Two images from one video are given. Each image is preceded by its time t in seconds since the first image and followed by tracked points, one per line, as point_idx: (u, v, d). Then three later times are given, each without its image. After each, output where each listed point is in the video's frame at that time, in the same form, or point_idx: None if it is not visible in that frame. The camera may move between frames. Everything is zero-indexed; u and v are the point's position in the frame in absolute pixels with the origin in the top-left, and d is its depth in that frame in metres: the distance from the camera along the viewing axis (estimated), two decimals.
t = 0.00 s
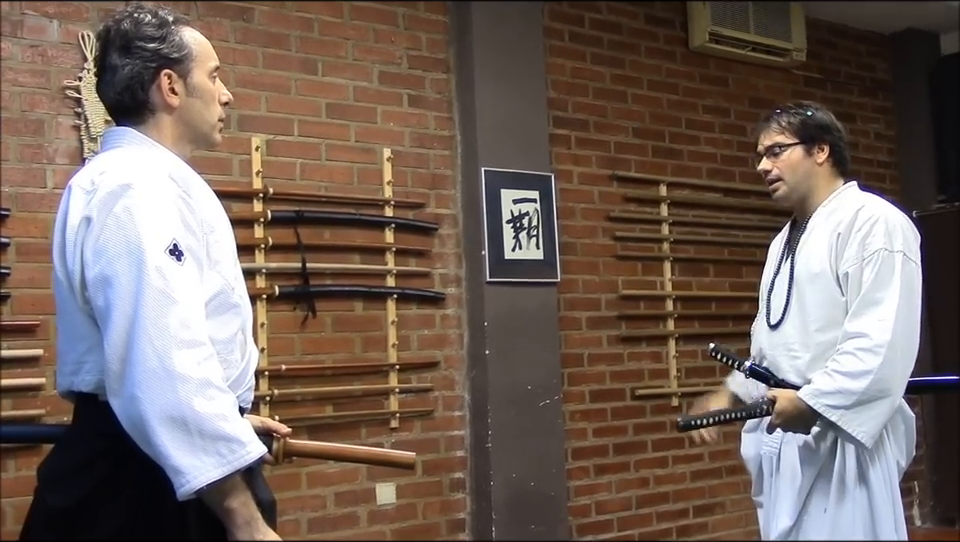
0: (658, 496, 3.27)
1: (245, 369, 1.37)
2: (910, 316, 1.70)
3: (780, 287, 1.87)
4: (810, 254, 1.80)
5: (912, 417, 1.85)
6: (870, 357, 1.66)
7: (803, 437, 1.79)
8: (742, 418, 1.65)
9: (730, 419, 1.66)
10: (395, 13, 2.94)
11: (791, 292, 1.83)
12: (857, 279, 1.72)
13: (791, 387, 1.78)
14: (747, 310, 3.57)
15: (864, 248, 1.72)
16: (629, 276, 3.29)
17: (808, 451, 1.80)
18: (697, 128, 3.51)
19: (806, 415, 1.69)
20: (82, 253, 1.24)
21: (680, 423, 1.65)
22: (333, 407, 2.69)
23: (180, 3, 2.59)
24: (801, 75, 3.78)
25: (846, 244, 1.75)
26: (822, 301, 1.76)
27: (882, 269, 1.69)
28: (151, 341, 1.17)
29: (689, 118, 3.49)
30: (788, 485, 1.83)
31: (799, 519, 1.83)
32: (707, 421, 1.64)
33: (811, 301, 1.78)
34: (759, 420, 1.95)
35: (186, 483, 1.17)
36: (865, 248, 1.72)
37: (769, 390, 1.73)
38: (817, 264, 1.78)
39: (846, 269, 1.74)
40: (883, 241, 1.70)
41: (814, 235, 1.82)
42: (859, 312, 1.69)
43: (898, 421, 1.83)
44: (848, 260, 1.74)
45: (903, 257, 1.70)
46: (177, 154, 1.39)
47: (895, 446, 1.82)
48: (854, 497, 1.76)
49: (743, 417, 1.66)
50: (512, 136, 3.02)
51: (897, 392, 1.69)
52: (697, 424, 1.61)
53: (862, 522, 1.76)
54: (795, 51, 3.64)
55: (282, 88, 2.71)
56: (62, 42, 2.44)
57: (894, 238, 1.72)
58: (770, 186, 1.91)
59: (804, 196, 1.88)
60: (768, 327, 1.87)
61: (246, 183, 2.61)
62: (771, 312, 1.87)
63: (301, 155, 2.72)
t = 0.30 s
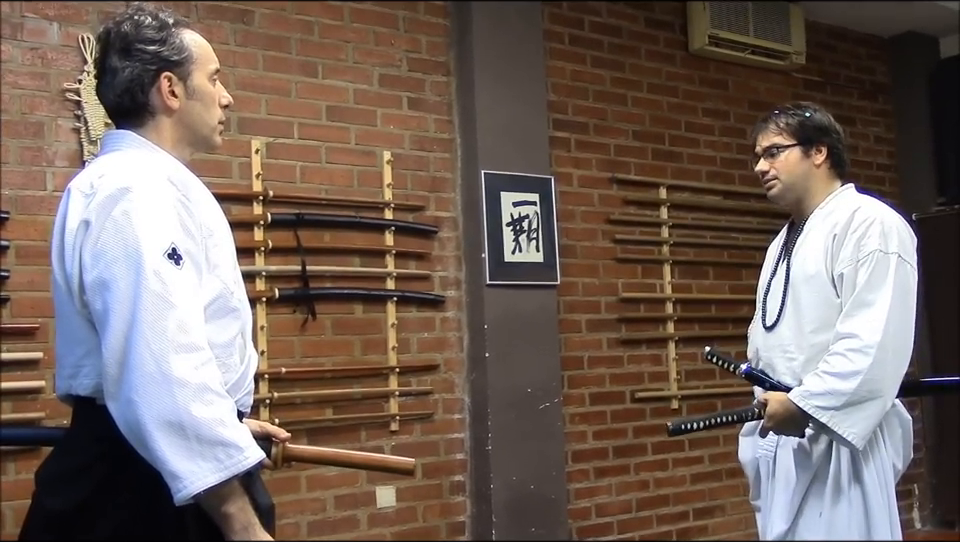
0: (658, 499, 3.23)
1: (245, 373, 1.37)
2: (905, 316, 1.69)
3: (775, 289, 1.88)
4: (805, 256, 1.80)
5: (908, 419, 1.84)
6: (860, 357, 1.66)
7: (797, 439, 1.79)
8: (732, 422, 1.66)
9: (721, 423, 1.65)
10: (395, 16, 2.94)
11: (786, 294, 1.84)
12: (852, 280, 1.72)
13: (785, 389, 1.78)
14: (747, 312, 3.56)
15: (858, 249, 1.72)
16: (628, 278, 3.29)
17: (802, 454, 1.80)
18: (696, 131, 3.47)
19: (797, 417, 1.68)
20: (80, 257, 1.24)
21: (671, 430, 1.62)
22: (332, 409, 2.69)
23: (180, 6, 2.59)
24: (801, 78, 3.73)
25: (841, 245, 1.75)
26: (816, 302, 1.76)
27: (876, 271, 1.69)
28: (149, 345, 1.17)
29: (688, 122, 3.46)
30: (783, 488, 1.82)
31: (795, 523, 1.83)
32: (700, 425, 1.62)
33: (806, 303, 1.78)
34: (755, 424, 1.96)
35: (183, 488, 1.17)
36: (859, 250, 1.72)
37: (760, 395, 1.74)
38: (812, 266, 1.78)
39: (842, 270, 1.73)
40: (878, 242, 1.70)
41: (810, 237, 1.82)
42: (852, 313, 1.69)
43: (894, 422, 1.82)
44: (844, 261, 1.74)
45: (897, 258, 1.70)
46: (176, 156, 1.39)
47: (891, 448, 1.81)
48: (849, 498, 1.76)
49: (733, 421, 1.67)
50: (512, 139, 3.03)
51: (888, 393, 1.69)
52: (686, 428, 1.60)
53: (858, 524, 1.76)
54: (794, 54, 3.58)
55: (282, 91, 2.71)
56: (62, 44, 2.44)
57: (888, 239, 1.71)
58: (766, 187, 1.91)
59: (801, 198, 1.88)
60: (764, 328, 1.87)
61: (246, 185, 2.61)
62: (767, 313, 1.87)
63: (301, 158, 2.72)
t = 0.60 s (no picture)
0: (660, 500, 3.27)
1: (246, 373, 1.36)
2: (905, 318, 1.69)
3: (776, 290, 1.87)
4: (806, 257, 1.80)
5: (908, 421, 1.84)
6: (861, 359, 1.65)
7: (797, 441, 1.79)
8: (733, 424, 1.64)
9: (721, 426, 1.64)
10: (396, 17, 2.94)
11: (787, 295, 1.83)
12: (852, 282, 1.71)
13: (786, 391, 1.78)
14: (748, 314, 3.56)
15: (859, 251, 1.72)
16: (630, 280, 3.29)
17: (802, 456, 1.80)
18: (699, 132, 3.51)
19: (796, 419, 1.68)
20: (82, 257, 1.24)
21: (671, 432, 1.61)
22: (333, 411, 2.69)
23: (181, 7, 2.59)
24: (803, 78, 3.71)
25: (841, 247, 1.75)
26: (817, 304, 1.76)
27: (876, 273, 1.69)
28: (152, 346, 1.17)
29: (690, 122, 3.49)
30: (783, 491, 1.82)
31: (795, 525, 1.83)
32: (698, 428, 1.62)
33: (807, 305, 1.78)
34: (755, 427, 1.95)
35: (187, 489, 1.17)
36: (860, 252, 1.72)
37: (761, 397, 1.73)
38: (813, 268, 1.78)
39: (842, 272, 1.73)
40: (878, 244, 1.70)
41: (810, 238, 1.82)
42: (852, 315, 1.69)
43: (894, 424, 1.82)
44: (844, 264, 1.73)
45: (898, 260, 1.70)
46: (177, 156, 1.39)
47: (891, 451, 1.81)
48: (850, 502, 1.76)
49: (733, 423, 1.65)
50: (513, 141, 3.03)
51: (889, 396, 1.68)
52: (685, 431, 1.59)
53: (858, 527, 1.75)
54: (797, 56, 3.62)
55: (283, 92, 2.71)
56: (64, 46, 2.44)
57: (889, 241, 1.71)
58: (768, 188, 1.91)
59: (801, 198, 1.88)
60: (764, 330, 1.87)
61: (247, 187, 2.61)
62: (767, 315, 1.87)
63: (302, 159, 2.71)
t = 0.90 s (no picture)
0: (658, 501, 3.27)
1: (242, 372, 1.36)
2: (907, 321, 1.69)
3: (775, 292, 1.87)
4: (807, 259, 1.80)
5: (907, 424, 1.84)
6: (863, 361, 1.65)
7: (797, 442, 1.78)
8: (733, 424, 1.64)
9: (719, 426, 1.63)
10: (396, 17, 2.94)
11: (787, 297, 1.83)
12: (854, 284, 1.71)
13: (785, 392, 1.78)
14: (747, 315, 3.56)
15: (861, 253, 1.71)
16: (629, 280, 3.29)
17: (802, 457, 1.80)
18: (698, 133, 3.51)
19: (797, 419, 1.68)
20: (77, 255, 1.24)
21: (672, 432, 1.60)
22: (332, 410, 2.69)
23: (181, 5, 2.59)
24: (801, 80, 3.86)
25: (842, 249, 1.75)
26: (817, 305, 1.76)
27: (879, 274, 1.69)
28: (146, 345, 1.17)
29: (690, 123, 3.49)
30: (782, 492, 1.82)
31: (794, 526, 1.82)
32: (699, 427, 1.61)
33: (807, 306, 1.78)
34: (754, 428, 1.95)
35: (179, 489, 1.17)
36: (861, 253, 1.71)
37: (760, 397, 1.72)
38: (814, 269, 1.78)
39: (843, 273, 1.73)
40: (880, 246, 1.70)
41: (811, 239, 1.82)
42: (854, 317, 1.69)
43: (893, 427, 1.82)
44: (845, 265, 1.73)
45: (899, 262, 1.70)
46: (175, 154, 1.38)
47: (890, 453, 1.81)
48: (849, 503, 1.75)
49: (732, 423, 1.64)
50: (513, 141, 3.02)
51: (890, 398, 1.68)
52: (685, 430, 1.59)
53: (857, 529, 1.75)
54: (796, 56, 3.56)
55: (283, 91, 2.70)
56: (63, 43, 2.44)
57: (891, 243, 1.71)
58: (767, 189, 1.91)
59: (801, 199, 1.88)
60: (764, 331, 1.87)
61: (246, 185, 2.61)
62: (767, 316, 1.87)
63: (301, 158, 2.71)
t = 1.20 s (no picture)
0: (655, 500, 3.27)
1: (237, 370, 1.36)
2: (902, 318, 1.69)
3: (771, 290, 1.87)
4: (802, 257, 1.80)
5: (902, 422, 1.85)
6: (858, 358, 1.65)
7: (792, 440, 1.79)
8: (726, 422, 1.65)
9: (715, 424, 1.62)
10: (394, 15, 2.94)
11: (783, 294, 1.83)
12: (850, 282, 1.71)
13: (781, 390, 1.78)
14: (744, 314, 3.56)
15: (856, 251, 1.71)
16: (627, 279, 3.29)
17: (797, 456, 1.80)
18: (695, 132, 3.51)
19: (793, 417, 1.68)
20: (70, 253, 1.24)
21: (667, 429, 1.59)
22: (329, 409, 2.69)
23: (178, 4, 2.59)
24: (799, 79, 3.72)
25: (838, 246, 1.75)
26: (813, 303, 1.76)
27: (874, 272, 1.69)
28: (138, 343, 1.17)
29: (687, 122, 3.50)
30: (778, 491, 1.82)
31: (789, 525, 1.82)
32: (695, 424, 1.61)
33: (803, 304, 1.78)
34: (749, 426, 1.95)
35: (172, 486, 1.17)
36: (857, 251, 1.71)
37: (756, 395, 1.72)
38: (809, 267, 1.78)
39: (839, 271, 1.73)
40: (876, 244, 1.70)
41: (806, 237, 1.82)
42: (850, 315, 1.69)
43: (888, 425, 1.82)
44: (840, 263, 1.73)
45: (895, 260, 1.70)
46: (168, 152, 1.38)
47: (885, 451, 1.81)
48: (844, 502, 1.75)
49: (727, 421, 1.64)
50: (510, 140, 3.02)
51: (886, 395, 1.68)
52: (682, 427, 1.58)
53: (853, 527, 1.75)
54: (793, 55, 3.63)
55: (280, 89, 2.70)
56: (60, 42, 2.44)
57: (886, 241, 1.71)
58: (762, 186, 1.91)
59: (796, 197, 1.88)
60: (759, 329, 1.87)
61: (243, 183, 2.61)
62: (763, 314, 1.87)
63: (298, 157, 2.71)
